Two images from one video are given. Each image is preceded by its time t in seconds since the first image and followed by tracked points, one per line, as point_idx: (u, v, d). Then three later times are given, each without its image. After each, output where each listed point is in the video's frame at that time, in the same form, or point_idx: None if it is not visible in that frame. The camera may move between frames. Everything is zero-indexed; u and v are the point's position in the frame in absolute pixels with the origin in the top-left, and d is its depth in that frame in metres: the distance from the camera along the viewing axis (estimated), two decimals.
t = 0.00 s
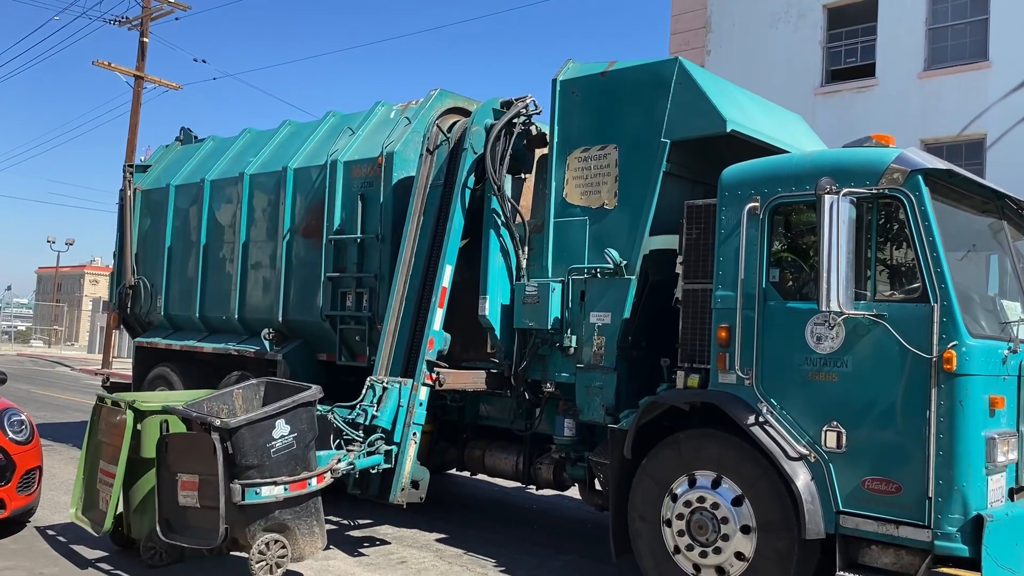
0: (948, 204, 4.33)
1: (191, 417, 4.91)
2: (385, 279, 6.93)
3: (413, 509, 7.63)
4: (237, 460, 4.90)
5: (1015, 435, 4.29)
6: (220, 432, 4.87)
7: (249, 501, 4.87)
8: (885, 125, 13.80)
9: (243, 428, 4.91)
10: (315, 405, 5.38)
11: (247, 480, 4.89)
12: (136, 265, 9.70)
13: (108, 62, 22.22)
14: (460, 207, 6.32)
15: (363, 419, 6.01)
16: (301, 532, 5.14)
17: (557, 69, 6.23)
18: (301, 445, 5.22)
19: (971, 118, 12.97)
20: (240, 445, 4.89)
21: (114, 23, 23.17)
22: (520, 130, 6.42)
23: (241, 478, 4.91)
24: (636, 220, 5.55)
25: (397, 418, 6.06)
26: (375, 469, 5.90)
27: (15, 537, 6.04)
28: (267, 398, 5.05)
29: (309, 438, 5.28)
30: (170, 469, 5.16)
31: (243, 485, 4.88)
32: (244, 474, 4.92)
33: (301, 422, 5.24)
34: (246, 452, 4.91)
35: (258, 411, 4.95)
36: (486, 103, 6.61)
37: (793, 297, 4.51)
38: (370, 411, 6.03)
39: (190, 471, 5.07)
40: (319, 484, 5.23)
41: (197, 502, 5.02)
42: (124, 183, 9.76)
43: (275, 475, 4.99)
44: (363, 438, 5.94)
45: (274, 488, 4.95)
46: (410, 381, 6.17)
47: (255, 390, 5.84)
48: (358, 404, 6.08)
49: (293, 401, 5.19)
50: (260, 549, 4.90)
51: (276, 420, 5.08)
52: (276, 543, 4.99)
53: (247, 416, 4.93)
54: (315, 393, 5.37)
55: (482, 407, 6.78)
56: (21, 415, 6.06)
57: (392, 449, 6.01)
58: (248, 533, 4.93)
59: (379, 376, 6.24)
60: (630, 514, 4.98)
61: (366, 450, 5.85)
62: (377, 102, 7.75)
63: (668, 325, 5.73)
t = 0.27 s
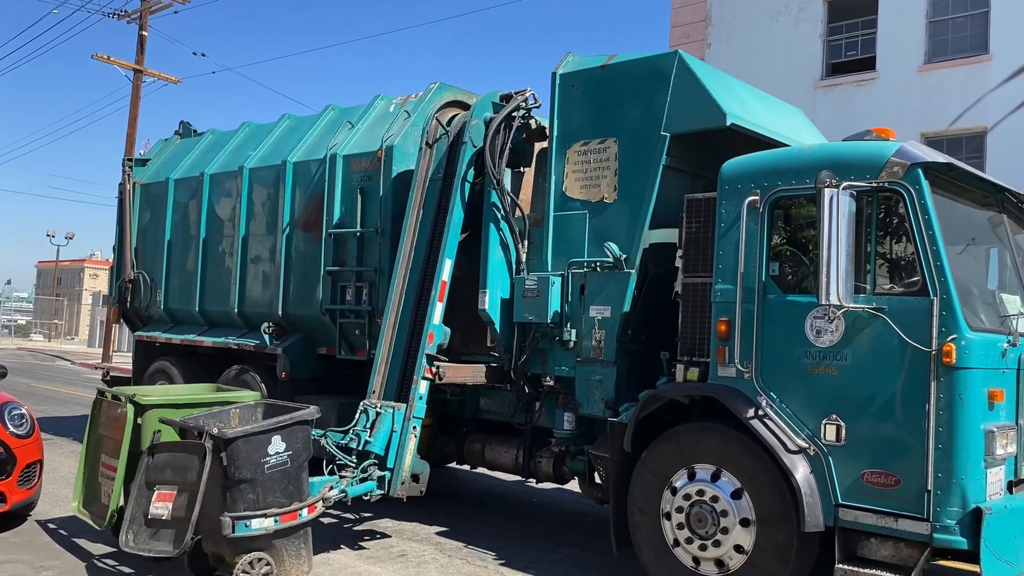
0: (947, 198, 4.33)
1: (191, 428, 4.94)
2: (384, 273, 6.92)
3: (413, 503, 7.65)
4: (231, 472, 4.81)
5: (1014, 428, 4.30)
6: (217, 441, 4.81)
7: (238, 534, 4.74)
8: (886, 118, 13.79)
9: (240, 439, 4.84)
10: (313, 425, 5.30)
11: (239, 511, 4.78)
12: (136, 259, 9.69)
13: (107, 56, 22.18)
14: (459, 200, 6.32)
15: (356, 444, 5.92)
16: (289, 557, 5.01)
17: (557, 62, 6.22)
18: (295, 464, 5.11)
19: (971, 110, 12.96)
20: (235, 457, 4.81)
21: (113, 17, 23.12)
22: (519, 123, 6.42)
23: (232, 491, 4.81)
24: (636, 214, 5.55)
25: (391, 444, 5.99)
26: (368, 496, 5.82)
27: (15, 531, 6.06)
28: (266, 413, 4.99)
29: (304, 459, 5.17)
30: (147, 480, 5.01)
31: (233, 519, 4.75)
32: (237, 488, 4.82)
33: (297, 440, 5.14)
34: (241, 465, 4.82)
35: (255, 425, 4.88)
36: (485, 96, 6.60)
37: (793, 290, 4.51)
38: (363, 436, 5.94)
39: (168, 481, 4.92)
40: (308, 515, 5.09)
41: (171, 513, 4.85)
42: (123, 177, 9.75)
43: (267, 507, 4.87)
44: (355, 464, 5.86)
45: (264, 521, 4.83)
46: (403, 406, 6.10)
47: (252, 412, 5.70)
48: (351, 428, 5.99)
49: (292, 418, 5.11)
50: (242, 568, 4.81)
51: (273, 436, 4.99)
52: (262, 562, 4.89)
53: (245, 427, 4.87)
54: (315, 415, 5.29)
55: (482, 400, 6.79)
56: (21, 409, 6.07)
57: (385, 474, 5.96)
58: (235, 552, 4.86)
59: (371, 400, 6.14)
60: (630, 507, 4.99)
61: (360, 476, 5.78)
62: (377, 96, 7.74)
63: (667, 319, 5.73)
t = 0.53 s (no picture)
0: (947, 193, 4.33)
1: (200, 414, 4.77)
2: (383, 269, 6.92)
3: (413, 498, 7.66)
4: (234, 464, 4.62)
5: (1013, 423, 4.30)
6: (224, 431, 4.63)
7: (238, 538, 4.56)
8: (886, 113, 13.78)
9: (247, 432, 4.66)
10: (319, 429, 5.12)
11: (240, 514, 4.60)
12: (136, 255, 9.69)
13: (105, 51, 22.16)
14: (459, 195, 6.31)
15: (354, 444, 5.91)
16: (279, 558, 4.82)
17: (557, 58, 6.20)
18: (297, 467, 4.92)
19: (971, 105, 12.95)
20: (241, 449, 4.63)
21: (112, 12, 23.08)
22: (518, 118, 6.40)
23: (232, 484, 4.63)
24: (636, 209, 5.54)
25: (389, 444, 5.98)
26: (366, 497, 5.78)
27: (16, 527, 6.07)
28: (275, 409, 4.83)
29: (306, 462, 4.98)
30: (151, 465, 4.81)
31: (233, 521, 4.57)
32: (238, 483, 4.64)
33: (302, 443, 4.96)
34: (245, 459, 4.64)
35: (265, 420, 4.72)
36: (485, 91, 6.59)
37: (792, 286, 4.51)
38: (361, 436, 5.94)
39: (171, 466, 4.72)
40: (307, 517, 4.93)
41: (167, 497, 4.60)
42: (122, 173, 9.74)
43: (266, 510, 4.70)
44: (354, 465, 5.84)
45: (264, 523, 4.66)
46: (401, 406, 6.09)
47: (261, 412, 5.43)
48: (350, 429, 6.00)
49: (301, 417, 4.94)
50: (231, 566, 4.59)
51: (279, 434, 4.81)
52: (251, 561, 4.67)
53: (255, 420, 4.72)
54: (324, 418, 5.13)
55: (482, 396, 6.79)
56: (21, 405, 6.07)
57: (383, 474, 5.94)
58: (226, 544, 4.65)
59: (370, 400, 6.15)
60: (629, 502, 4.99)
61: (360, 477, 5.75)
62: (376, 91, 7.73)
63: (667, 315, 5.73)
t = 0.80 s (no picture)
0: (947, 190, 4.33)
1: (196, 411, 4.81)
2: (383, 267, 6.91)
3: (413, 495, 7.66)
4: (225, 463, 4.65)
5: (1012, 420, 4.30)
6: (216, 429, 4.67)
7: (246, 531, 4.61)
8: (885, 110, 13.76)
9: (239, 430, 4.68)
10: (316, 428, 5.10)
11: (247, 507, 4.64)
12: (135, 252, 9.68)
13: (104, 48, 22.13)
14: (459, 193, 6.31)
15: (357, 440, 5.91)
16: (273, 552, 4.81)
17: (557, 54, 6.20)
18: (291, 465, 4.92)
19: (970, 102, 12.94)
20: (232, 448, 4.66)
21: (111, 9, 23.05)
22: (518, 115, 6.40)
23: (224, 481, 4.67)
24: (636, 206, 5.54)
25: (391, 441, 5.96)
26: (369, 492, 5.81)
27: (16, 524, 6.07)
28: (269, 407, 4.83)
29: (301, 460, 4.97)
30: (165, 464, 4.90)
31: (240, 514, 4.61)
32: (230, 482, 4.68)
33: (297, 441, 4.95)
34: (236, 457, 4.67)
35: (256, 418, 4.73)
36: (485, 88, 6.59)
37: (791, 283, 4.51)
38: (364, 432, 5.94)
39: (183, 466, 4.81)
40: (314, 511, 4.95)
41: (187, 497, 4.75)
42: (121, 170, 9.73)
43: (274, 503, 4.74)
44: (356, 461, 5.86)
45: (271, 517, 4.69)
46: (403, 402, 6.05)
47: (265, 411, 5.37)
48: (352, 425, 5.98)
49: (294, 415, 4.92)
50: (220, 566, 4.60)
51: (272, 433, 4.81)
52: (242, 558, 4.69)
53: (247, 418, 4.74)
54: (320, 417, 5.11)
55: (482, 393, 6.79)
56: (20, 402, 6.07)
57: (386, 471, 5.95)
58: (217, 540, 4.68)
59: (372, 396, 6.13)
60: (629, 499, 4.99)
61: (362, 473, 5.78)
62: (375, 88, 7.72)
63: (667, 311, 5.73)
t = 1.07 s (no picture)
0: (946, 188, 4.34)
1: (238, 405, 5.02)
2: (383, 267, 6.88)
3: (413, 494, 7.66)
4: (269, 455, 4.88)
5: (1011, 418, 4.30)
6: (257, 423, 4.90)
7: (302, 528, 4.85)
8: (885, 108, 13.75)
9: (280, 424, 4.90)
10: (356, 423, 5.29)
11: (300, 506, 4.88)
12: (135, 251, 9.68)
13: (103, 47, 22.14)
14: (464, 202, 6.27)
15: (392, 444, 5.97)
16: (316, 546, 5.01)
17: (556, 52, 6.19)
18: (331, 460, 5.11)
19: (970, 100, 12.94)
20: (274, 440, 4.88)
21: (110, 8, 23.03)
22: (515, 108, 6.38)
23: (267, 472, 4.88)
24: (635, 204, 5.54)
25: (427, 441, 6.04)
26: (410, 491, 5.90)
27: (15, 523, 6.07)
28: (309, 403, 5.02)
29: (341, 455, 5.16)
30: (202, 453, 5.09)
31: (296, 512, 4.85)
32: (272, 474, 4.89)
33: (336, 437, 5.14)
34: (279, 450, 4.89)
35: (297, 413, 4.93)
36: (481, 81, 6.50)
37: (791, 281, 4.51)
38: (398, 435, 5.99)
39: (218, 453, 4.99)
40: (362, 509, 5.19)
41: (216, 482, 4.91)
42: (120, 169, 9.73)
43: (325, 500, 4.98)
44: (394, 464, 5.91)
45: (325, 514, 4.94)
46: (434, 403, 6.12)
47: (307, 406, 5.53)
48: (386, 429, 6.03)
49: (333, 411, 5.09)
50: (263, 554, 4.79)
51: (312, 427, 5.01)
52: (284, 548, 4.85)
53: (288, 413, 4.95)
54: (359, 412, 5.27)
55: (481, 391, 6.79)
56: (20, 401, 6.06)
57: (424, 470, 6.02)
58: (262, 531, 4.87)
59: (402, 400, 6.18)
60: (629, 497, 5.00)
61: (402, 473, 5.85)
62: (375, 87, 7.72)
63: (667, 309, 5.73)
